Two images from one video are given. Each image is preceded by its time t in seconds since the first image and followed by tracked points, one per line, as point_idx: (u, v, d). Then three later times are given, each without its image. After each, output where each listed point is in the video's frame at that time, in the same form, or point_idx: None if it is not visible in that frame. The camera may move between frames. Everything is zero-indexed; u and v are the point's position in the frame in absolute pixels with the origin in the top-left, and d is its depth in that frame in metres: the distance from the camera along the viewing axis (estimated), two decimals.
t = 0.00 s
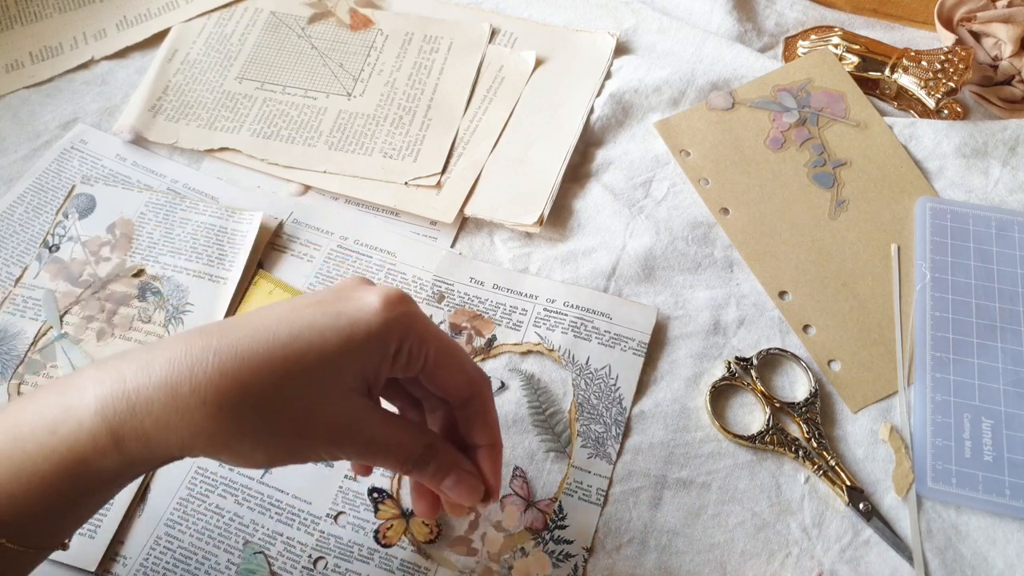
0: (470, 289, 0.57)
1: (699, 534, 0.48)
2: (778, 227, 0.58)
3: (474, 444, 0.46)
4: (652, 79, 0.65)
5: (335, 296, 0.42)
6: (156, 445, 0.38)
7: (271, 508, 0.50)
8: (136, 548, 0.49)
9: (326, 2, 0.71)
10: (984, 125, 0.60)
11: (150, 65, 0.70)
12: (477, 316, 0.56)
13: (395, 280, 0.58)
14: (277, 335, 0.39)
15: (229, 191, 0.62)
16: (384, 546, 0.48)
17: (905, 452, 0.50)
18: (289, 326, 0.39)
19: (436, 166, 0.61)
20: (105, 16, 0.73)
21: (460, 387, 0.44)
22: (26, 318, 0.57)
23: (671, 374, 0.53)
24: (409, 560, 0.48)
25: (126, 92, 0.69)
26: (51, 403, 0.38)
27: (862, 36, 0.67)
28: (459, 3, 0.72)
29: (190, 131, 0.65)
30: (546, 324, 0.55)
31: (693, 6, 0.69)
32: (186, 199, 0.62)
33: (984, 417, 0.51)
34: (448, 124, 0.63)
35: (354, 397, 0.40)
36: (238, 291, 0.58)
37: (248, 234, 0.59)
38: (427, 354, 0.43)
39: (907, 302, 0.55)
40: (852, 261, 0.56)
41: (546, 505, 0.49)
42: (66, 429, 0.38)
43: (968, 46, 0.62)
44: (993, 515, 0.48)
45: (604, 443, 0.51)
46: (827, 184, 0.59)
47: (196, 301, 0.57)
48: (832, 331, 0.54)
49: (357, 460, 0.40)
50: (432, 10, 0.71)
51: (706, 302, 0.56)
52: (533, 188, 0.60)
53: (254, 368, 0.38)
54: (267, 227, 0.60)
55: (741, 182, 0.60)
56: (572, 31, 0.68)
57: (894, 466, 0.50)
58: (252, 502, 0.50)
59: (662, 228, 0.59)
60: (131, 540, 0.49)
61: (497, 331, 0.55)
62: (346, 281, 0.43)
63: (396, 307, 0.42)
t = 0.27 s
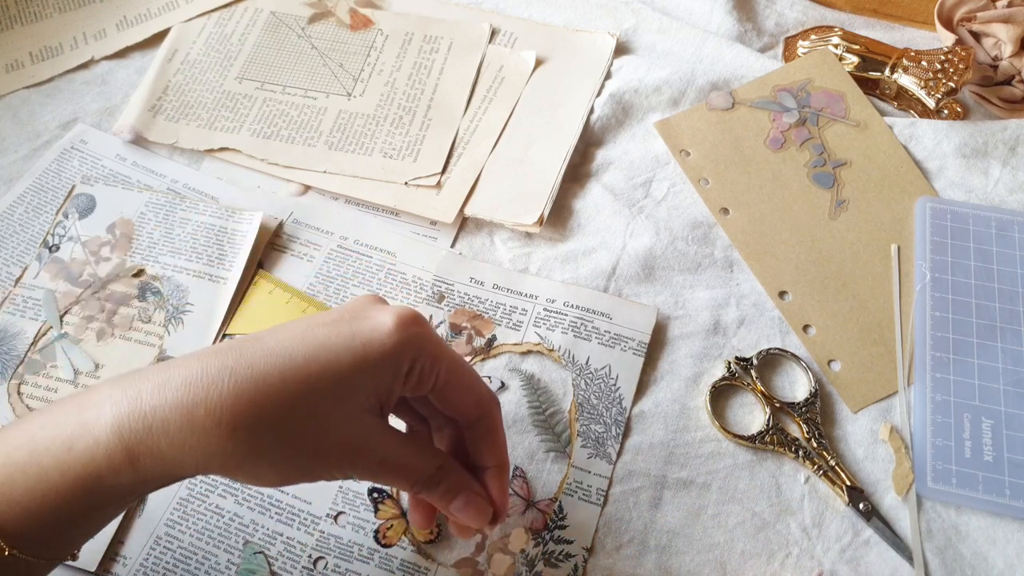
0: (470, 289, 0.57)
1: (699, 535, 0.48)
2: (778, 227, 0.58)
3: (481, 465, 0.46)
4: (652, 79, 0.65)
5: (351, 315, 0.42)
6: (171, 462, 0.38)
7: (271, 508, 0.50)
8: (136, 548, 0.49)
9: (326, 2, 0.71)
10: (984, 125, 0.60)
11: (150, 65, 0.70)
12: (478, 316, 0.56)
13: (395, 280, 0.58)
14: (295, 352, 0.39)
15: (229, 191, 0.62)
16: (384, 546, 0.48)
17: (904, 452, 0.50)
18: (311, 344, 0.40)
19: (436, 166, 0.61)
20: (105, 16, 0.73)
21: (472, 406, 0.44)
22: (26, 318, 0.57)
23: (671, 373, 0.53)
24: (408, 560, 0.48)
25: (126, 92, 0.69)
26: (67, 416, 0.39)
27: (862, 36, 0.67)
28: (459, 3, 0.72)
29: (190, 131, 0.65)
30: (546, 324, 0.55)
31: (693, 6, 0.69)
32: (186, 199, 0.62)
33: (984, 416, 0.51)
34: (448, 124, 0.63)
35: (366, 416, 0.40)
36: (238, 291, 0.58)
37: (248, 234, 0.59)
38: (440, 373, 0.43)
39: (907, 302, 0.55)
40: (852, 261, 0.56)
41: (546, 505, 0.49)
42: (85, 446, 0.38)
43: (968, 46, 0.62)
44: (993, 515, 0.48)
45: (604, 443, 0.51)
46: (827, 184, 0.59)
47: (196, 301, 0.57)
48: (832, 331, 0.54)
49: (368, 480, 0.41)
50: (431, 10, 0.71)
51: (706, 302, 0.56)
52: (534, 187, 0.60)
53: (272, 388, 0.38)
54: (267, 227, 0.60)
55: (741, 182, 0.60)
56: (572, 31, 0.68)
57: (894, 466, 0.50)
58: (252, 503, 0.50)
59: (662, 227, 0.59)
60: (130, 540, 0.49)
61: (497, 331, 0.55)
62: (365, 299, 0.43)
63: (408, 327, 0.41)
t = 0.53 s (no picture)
0: (470, 290, 0.57)
1: (699, 535, 0.48)
2: (778, 226, 0.58)
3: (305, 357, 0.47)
4: (652, 78, 0.65)
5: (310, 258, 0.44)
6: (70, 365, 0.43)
7: (271, 508, 0.50)
8: (136, 548, 0.49)
9: (326, 2, 0.71)
10: (984, 125, 0.60)
11: (150, 65, 0.70)
12: (478, 317, 0.56)
13: (395, 280, 0.58)
14: (240, 290, 0.40)
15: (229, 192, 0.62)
16: (384, 546, 0.48)
17: (901, 450, 0.50)
18: (257, 280, 0.40)
19: (436, 166, 0.61)
20: (105, 16, 0.73)
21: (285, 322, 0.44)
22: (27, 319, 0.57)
23: (671, 374, 0.53)
24: (409, 560, 0.48)
25: (126, 91, 0.69)
26: (40, 312, 0.42)
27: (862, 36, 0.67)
28: (459, 3, 0.72)
29: (190, 131, 0.65)
30: (546, 324, 0.55)
31: (693, 6, 0.69)
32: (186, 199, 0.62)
33: (984, 416, 0.51)
34: (448, 124, 0.63)
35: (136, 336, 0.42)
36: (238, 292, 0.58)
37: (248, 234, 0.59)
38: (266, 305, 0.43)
39: (907, 302, 0.55)
40: (852, 261, 0.56)
41: (546, 506, 0.49)
42: (41, 337, 0.41)
43: (968, 46, 0.62)
44: (993, 515, 0.48)
45: (604, 443, 0.51)
46: (827, 184, 0.59)
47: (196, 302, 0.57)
48: (832, 331, 0.54)
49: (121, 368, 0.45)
50: (431, 10, 0.71)
51: (706, 302, 0.56)
52: (534, 187, 0.60)
53: (219, 315, 0.41)
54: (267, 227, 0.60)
55: (741, 182, 0.60)
56: (572, 31, 0.68)
57: (893, 467, 0.50)
58: (252, 503, 0.50)
59: (662, 228, 0.59)
60: (131, 540, 0.49)
61: (497, 332, 0.55)
62: (325, 235, 0.44)
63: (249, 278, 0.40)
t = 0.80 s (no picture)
0: (471, 290, 0.57)
1: (699, 535, 0.48)
2: (778, 226, 0.58)
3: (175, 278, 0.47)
4: (652, 78, 0.65)
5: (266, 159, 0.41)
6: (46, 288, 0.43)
7: (271, 509, 0.50)
8: (136, 548, 0.49)
9: (326, 2, 0.71)
10: (985, 125, 0.60)
11: (150, 65, 0.70)
12: (478, 317, 0.56)
13: (395, 280, 0.58)
14: (201, 191, 0.40)
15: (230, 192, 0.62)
16: (383, 546, 0.48)
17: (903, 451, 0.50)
18: (217, 179, 0.39)
19: (436, 166, 0.61)
20: (105, 16, 0.73)
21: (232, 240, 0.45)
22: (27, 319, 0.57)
23: (671, 374, 0.53)
24: (408, 560, 0.48)
25: (126, 92, 0.69)
26: (8, 237, 0.42)
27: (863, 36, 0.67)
28: (459, 3, 0.72)
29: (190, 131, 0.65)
30: (546, 324, 0.55)
31: (693, 6, 0.69)
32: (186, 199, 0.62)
33: (984, 416, 0.51)
34: (448, 124, 0.63)
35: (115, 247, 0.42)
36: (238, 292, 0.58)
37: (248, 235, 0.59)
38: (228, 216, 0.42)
39: (907, 302, 0.55)
40: (851, 260, 0.56)
41: (546, 506, 0.49)
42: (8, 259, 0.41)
43: (968, 46, 0.62)
44: (993, 515, 0.48)
45: (604, 444, 0.51)
46: (827, 184, 0.59)
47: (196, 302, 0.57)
48: (832, 331, 0.54)
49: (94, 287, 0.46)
50: (431, 10, 0.71)
51: (706, 302, 0.56)
52: (534, 187, 0.60)
53: (183, 220, 0.40)
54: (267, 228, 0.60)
55: (741, 181, 0.60)
56: (572, 31, 0.68)
57: (893, 467, 0.50)
58: (252, 503, 0.50)
59: (662, 228, 0.59)
60: (131, 540, 0.49)
61: (497, 332, 0.55)
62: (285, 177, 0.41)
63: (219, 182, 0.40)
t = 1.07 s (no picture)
0: (471, 290, 0.57)
1: (699, 535, 0.48)
2: (777, 226, 0.58)
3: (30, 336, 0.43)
4: (652, 78, 0.65)
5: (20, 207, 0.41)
6: None
7: (271, 508, 0.50)
8: (137, 548, 0.49)
9: (326, 2, 0.71)
10: (985, 125, 0.60)
11: (150, 65, 0.70)
12: (478, 317, 0.56)
13: (395, 280, 0.58)
14: None
15: (230, 192, 0.62)
16: (383, 546, 0.48)
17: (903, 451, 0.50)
18: None
19: (436, 166, 0.61)
20: (105, 16, 0.73)
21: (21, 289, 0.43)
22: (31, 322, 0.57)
23: (671, 373, 0.53)
24: (408, 560, 0.48)
25: (126, 91, 0.69)
26: None
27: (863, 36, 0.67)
28: (459, 3, 0.72)
29: (190, 131, 0.65)
30: (546, 324, 0.55)
31: (693, 6, 0.69)
32: (186, 199, 0.61)
33: (985, 416, 0.51)
34: (448, 124, 0.63)
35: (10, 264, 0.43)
36: (238, 291, 0.58)
37: (248, 234, 0.59)
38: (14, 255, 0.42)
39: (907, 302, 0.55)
40: (851, 260, 0.56)
41: (546, 506, 0.49)
42: None
43: (968, 46, 0.62)
44: (993, 515, 0.48)
45: (604, 444, 0.51)
46: (827, 184, 0.59)
47: (196, 301, 0.57)
48: (832, 331, 0.54)
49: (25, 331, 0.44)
50: (431, 10, 0.71)
51: (706, 302, 0.56)
52: (533, 187, 0.60)
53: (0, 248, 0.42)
54: (267, 227, 0.60)
55: (741, 181, 0.60)
56: (572, 31, 0.68)
57: (893, 467, 0.50)
58: (252, 502, 0.50)
59: (662, 227, 0.59)
60: (131, 540, 0.49)
61: (497, 332, 0.55)
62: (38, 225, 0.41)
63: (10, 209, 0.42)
